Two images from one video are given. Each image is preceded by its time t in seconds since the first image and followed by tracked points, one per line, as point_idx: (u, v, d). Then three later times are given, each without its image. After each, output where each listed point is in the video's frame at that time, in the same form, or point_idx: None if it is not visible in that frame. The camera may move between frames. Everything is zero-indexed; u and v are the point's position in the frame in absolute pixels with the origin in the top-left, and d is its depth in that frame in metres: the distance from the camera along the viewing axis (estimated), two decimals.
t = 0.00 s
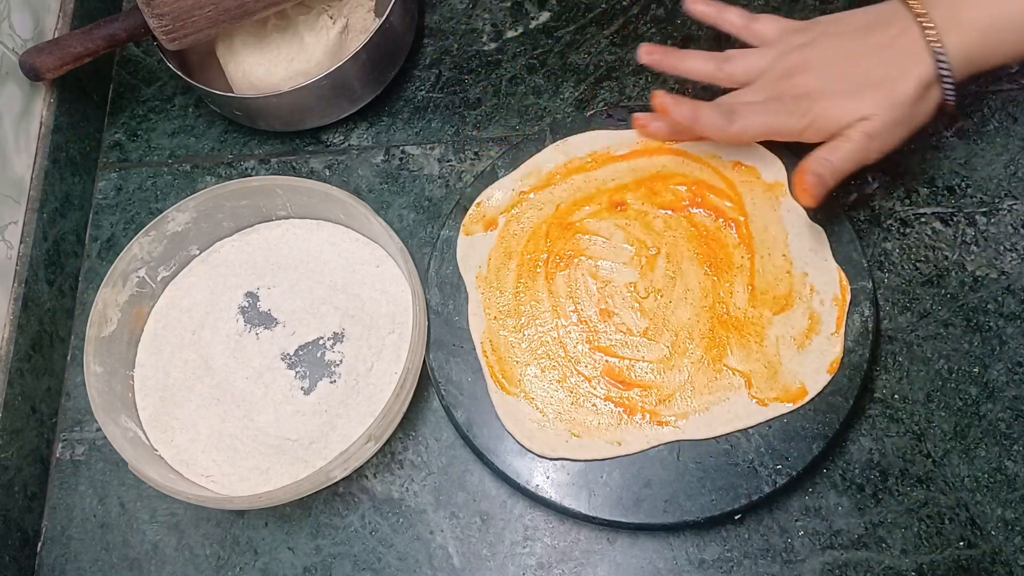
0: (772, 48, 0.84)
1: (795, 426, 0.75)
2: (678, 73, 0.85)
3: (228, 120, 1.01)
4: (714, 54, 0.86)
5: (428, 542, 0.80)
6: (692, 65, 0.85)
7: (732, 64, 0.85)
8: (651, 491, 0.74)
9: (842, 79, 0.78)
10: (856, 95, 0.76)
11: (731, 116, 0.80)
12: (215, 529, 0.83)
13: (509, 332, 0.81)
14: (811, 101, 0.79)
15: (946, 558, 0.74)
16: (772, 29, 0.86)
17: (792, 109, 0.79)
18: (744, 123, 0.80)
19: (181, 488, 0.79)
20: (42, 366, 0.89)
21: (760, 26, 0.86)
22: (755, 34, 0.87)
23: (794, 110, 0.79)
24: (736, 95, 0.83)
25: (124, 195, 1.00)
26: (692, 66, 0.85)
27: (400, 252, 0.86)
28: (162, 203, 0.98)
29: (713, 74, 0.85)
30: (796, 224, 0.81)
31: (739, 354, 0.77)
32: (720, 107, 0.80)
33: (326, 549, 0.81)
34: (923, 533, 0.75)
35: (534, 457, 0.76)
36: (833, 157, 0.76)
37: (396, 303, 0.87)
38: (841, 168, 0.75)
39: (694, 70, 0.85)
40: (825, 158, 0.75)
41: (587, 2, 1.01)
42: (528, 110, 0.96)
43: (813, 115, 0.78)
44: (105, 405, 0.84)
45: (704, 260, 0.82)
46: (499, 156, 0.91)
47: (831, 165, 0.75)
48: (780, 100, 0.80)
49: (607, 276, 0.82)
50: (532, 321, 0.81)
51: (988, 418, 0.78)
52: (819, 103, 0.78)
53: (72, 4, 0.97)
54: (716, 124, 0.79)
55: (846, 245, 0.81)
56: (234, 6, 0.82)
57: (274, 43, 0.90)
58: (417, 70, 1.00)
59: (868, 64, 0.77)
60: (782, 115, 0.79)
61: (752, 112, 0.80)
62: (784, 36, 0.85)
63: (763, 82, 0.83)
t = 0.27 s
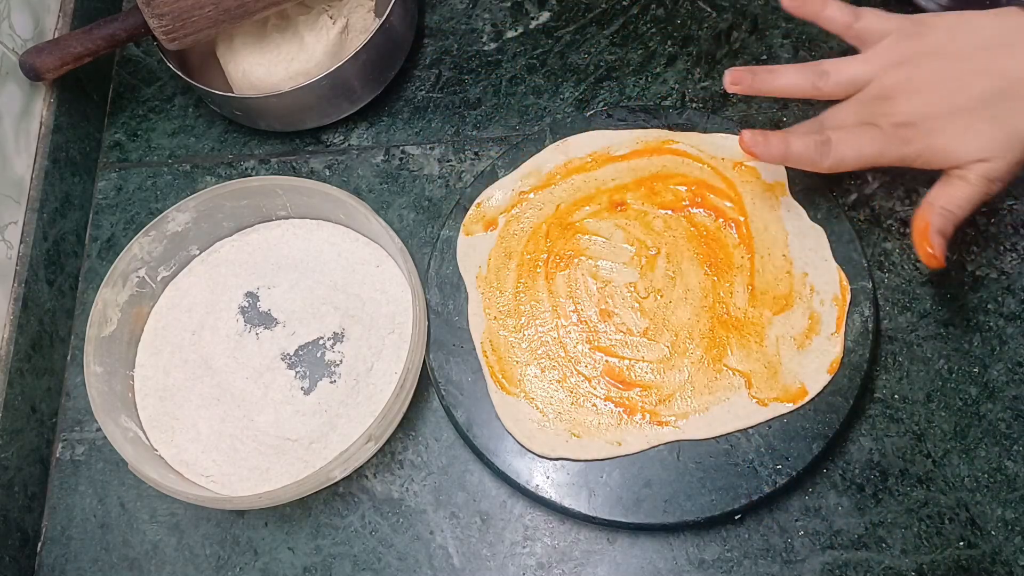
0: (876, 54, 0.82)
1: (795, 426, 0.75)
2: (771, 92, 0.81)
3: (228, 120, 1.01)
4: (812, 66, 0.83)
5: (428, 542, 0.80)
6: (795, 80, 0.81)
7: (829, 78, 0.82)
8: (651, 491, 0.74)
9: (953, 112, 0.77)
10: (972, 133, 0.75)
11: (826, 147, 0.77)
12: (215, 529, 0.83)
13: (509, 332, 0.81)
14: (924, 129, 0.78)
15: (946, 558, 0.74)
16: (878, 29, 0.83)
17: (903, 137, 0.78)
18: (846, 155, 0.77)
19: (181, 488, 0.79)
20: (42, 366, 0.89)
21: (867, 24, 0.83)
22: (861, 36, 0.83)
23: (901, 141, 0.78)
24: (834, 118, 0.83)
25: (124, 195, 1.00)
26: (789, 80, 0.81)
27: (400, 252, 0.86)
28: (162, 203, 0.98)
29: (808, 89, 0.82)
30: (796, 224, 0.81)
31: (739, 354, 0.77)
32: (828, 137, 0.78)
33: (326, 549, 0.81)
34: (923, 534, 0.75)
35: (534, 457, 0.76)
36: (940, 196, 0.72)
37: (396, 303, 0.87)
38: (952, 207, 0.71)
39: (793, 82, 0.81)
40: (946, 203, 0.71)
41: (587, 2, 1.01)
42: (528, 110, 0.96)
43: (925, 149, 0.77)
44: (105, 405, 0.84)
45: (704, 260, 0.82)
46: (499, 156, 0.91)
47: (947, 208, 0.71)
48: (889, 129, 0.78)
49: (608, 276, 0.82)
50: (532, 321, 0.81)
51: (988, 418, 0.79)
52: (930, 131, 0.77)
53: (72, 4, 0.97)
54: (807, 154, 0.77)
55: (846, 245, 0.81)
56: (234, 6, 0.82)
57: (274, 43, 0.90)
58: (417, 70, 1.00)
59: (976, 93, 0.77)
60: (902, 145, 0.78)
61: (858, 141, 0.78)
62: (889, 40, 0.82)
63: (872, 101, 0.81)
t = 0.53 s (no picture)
0: (903, 68, 0.82)
1: (795, 427, 0.75)
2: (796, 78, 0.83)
3: (228, 120, 1.01)
4: (843, 63, 0.83)
5: (428, 542, 0.80)
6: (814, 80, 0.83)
7: (854, 78, 0.83)
8: (652, 491, 0.74)
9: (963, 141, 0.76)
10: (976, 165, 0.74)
11: (828, 171, 0.79)
12: (215, 529, 0.83)
13: (509, 332, 0.81)
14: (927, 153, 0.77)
15: (946, 558, 0.74)
16: (910, 43, 0.82)
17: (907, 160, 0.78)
18: (848, 171, 0.79)
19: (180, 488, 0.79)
20: (42, 366, 0.89)
21: (897, 38, 0.83)
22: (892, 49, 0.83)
23: (905, 162, 0.78)
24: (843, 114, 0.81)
25: (124, 195, 1.00)
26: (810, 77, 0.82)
27: (400, 252, 0.86)
28: (162, 203, 0.98)
29: (833, 85, 0.83)
30: (796, 224, 0.81)
31: (739, 354, 0.77)
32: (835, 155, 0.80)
33: (326, 549, 0.81)
34: (923, 534, 0.75)
35: (534, 457, 0.76)
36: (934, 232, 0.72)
37: (396, 303, 0.87)
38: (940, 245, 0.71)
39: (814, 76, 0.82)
40: (938, 234, 0.71)
41: (587, 2, 1.01)
42: (528, 110, 0.96)
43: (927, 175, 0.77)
44: (105, 405, 0.84)
45: (704, 259, 0.82)
46: (499, 156, 0.91)
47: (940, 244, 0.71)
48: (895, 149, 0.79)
49: (608, 276, 0.82)
50: (532, 321, 0.81)
51: (988, 418, 0.78)
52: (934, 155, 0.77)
53: (72, 4, 0.97)
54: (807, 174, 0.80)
55: (846, 244, 0.80)
56: (234, 6, 0.82)
57: (274, 43, 0.90)
58: (417, 70, 1.00)
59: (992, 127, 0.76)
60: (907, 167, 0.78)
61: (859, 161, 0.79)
62: (922, 56, 0.82)
63: (888, 113, 0.80)
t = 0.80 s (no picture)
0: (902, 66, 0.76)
1: (795, 427, 0.75)
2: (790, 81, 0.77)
3: (228, 120, 1.01)
4: (840, 61, 0.77)
5: (428, 542, 0.80)
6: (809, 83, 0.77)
7: (854, 78, 0.77)
8: (651, 491, 0.74)
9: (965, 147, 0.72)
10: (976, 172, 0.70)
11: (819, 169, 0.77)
12: (215, 529, 0.83)
13: (509, 332, 0.81)
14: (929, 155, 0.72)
15: (946, 558, 0.74)
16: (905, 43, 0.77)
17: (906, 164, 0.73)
18: (840, 178, 0.76)
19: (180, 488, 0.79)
20: (42, 366, 0.89)
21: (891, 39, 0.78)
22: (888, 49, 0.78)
23: (898, 163, 0.73)
24: (842, 113, 0.75)
25: (124, 195, 1.00)
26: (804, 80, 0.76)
27: (400, 252, 0.86)
28: (162, 203, 0.98)
29: (829, 85, 0.77)
30: (796, 224, 0.81)
31: (739, 354, 0.77)
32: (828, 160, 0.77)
33: (326, 549, 0.81)
34: (923, 534, 0.75)
35: (534, 457, 0.76)
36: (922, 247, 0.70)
37: (396, 303, 0.87)
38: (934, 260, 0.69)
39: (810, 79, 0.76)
40: (934, 242, 0.70)
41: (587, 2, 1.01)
42: (528, 110, 0.96)
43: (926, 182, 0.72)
44: (105, 405, 0.84)
45: (704, 259, 0.82)
46: (498, 156, 0.91)
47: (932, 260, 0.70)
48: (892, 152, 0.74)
49: (608, 276, 0.82)
50: (532, 321, 0.81)
51: (988, 418, 0.78)
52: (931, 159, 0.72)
53: (72, 4, 0.97)
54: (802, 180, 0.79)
55: (846, 244, 0.80)
56: (234, 6, 0.82)
57: (274, 43, 0.90)
58: (417, 70, 1.00)
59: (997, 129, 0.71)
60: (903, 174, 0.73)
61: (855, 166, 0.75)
62: (918, 55, 0.76)
63: (891, 115, 0.74)
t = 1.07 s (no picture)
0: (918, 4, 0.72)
1: (795, 427, 0.75)
2: None
3: (228, 120, 1.01)
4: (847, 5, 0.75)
5: (428, 542, 0.80)
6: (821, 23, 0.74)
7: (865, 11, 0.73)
8: (652, 491, 0.74)
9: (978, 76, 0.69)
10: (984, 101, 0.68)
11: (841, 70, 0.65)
12: (215, 529, 0.83)
13: (509, 332, 0.81)
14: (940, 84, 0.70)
15: (946, 558, 0.74)
16: None
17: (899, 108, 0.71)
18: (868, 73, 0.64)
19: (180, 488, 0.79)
20: (42, 366, 0.89)
21: None
22: None
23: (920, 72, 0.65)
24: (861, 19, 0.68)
25: (124, 195, 1.00)
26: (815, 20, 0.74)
27: (400, 252, 0.86)
28: (162, 203, 0.98)
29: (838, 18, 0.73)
30: (796, 224, 0.81)
31: (739, 354, 0.77)
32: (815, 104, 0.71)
33: (326, 549, 0.81)
34: (923, 534, 0.75)
35: (534, 457, 0.76)
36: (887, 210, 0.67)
37: (396, 303, 0.87)
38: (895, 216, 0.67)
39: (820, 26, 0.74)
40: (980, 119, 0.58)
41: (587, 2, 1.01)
42: (528, 110, 0.96)
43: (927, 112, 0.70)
44: (105, 405, 0.84)
45: (704, 259, 0.82)
46: (499, 156, 0.91)
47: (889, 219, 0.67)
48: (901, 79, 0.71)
49: (608, 276, 0.82)
50: (532, 321, 0.81)
51: (988, 418, 0.79)
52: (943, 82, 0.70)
53: (72, 4, 0.97)
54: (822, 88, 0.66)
55: (846, 244, 0.81)
56: (234, 6, 0.82)
57: (274, 43, 0.90)
58: (417, 70, 1.00)
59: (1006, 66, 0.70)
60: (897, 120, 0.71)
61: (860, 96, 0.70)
62: None
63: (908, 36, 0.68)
